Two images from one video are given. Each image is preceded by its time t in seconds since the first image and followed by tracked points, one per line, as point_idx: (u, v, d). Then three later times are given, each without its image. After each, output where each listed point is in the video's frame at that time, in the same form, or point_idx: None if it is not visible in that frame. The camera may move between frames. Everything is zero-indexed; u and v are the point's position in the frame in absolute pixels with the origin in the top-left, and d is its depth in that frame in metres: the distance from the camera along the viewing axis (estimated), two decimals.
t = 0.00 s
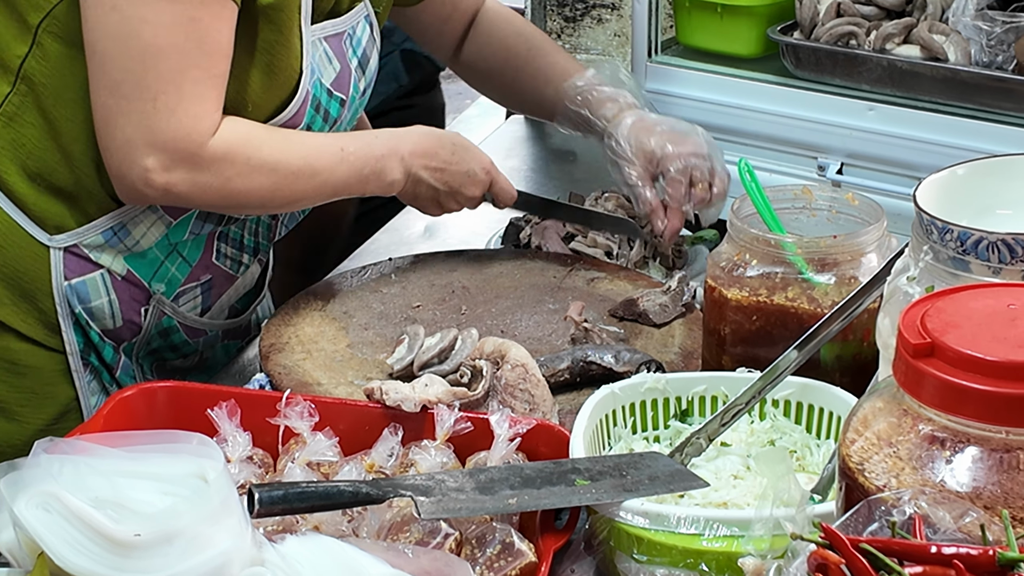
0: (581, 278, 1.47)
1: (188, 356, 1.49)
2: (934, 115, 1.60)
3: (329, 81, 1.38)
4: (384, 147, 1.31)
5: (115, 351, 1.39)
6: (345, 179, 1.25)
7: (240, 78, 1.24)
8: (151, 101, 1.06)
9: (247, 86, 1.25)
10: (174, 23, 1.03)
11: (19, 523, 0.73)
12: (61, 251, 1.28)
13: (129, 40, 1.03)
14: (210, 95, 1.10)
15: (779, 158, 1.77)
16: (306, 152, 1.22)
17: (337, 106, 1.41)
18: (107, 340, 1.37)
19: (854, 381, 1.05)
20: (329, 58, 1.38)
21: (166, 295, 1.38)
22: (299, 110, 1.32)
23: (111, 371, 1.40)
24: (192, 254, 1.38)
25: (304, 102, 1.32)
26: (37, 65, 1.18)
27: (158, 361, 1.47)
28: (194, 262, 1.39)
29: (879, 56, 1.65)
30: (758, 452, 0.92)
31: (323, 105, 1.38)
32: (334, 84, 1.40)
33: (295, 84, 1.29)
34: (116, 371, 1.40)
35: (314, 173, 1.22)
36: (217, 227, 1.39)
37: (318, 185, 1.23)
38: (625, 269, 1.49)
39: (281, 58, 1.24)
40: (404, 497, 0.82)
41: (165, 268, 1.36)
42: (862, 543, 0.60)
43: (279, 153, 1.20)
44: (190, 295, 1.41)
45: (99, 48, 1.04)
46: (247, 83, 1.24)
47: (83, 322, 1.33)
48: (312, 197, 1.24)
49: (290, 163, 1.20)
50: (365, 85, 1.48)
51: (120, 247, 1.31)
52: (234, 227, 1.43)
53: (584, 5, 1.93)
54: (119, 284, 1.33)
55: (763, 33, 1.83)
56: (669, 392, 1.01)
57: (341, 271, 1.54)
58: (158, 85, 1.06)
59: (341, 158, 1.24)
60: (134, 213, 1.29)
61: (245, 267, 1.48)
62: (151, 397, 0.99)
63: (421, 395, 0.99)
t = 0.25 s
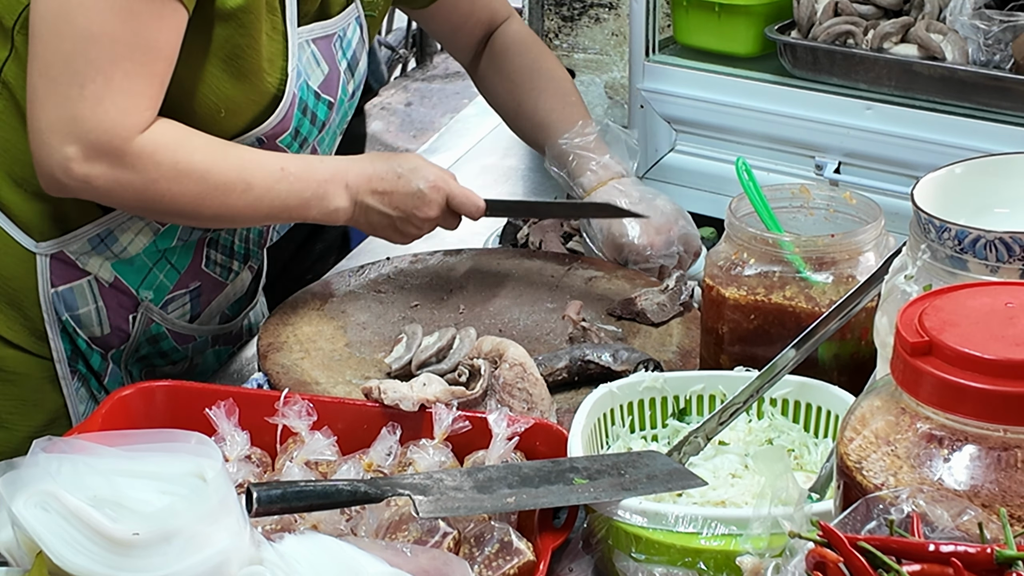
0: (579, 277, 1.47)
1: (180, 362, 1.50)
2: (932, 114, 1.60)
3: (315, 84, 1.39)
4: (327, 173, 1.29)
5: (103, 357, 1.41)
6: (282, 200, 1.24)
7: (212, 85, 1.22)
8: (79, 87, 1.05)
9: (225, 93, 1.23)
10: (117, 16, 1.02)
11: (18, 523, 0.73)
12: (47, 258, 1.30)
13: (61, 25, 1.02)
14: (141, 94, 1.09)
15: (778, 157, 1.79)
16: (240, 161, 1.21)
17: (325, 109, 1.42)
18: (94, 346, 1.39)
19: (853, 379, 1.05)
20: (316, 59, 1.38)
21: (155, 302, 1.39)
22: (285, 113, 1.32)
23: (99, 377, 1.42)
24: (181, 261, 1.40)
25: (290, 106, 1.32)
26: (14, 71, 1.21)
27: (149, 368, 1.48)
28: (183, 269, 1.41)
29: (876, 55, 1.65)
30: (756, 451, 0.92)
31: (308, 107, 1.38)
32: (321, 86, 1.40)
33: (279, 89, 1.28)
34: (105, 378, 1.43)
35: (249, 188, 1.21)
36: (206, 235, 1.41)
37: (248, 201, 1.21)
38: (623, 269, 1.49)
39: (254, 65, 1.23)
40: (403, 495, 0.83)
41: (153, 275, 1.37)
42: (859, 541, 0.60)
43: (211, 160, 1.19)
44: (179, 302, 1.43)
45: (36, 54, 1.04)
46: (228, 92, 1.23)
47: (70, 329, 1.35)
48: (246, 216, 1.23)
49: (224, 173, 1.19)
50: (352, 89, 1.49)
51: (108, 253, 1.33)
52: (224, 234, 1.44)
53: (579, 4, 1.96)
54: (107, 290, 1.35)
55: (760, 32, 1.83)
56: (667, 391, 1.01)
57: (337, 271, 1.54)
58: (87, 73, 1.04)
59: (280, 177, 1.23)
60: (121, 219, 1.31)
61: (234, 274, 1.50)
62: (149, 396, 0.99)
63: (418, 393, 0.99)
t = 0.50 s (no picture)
0: (578, 276, 1.47)
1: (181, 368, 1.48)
2: (930, 113, 1.60)
3: (314, 83, 1.37)
4: (298, 182, 1.25)
5: (105, 362, 1.40)
6: (258, 208, 1.20)
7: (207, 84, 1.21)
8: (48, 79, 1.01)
9: (222, 91, 1.22)
10: (95, 11, 0.99)
11: (18, 521, 0.73)
12: (48, 261, 1.29)
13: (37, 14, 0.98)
14: (111, 92, 1.05)
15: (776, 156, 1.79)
16: (214, 165, 1.17)
17: (324, 107, 1.41)
18: (95, 352, 1.38)
19: (851, 378, 1.05)
20: (315, 59, 1.37)
21: (156, 307, 1.38)
22: (285, 114, 1.30)
23: (100, 383, 1.42)
24: (183, 266, 1.38)
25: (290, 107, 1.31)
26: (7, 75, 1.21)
27: (149, 373, 1.46)
28: (185, 274, 1.39)
29: (874, 54, 1.65)
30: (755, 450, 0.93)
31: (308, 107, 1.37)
32: (320, 86, 1.39)
33: (279, 89, 1.26)
34: (105, 383, 1.42)
35: (220, 193, 1.17)
36: (207, 239, 1.39)
37: (224, 209, 1.18)
38: (622, 268, 1.49)
39: (251, 67, 1.21)
40: (403, 494, 0.83)
41: (155, 280, 1.36)
42: (859, 539, 0.60)
43: (182, 162, 1.15)
44: (180, 306, 1.41)
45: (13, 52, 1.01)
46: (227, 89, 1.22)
47: (71, 334, 1.35)
48: (216, 222, 1.19)
49: (194, 174, 1.15)
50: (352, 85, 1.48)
51: (109, 257, 1.31)
52: (225, 238, 1.42)
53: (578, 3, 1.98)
54: (108, 295, 1.34)
55: (758, 31, 1.83)
56: (666, 389, 1.01)
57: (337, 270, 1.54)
58: (58, 65, 1.00)
59: (252, 183, 1.20)
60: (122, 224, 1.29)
61: (236, 278, 1.48)
62: (148, 395, 0.99)
63: (417, 392, 0.99)
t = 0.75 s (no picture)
0: (578, 275, 1.47)
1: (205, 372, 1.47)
2: (930, 113, 1.60)
3: (331, 78, 1.35)
4: (276, 191, 1.18)
5: (132, 368, 1.40)
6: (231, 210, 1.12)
7: (219, 77, 1.19)
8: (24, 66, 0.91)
9: (233, 85, 1.20)
10: None
11: (19, 519, 0.73)
12: (73, 268, 1.29)
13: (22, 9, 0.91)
14: (91, 82, 0.97)
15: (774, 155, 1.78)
16: (187, 165, 1.09)
17: (342, 102, 1.39)
18: (122, 358, 1.38)
19: (851, 377, 1.05)
20: (329, 55, 1.35)
21: (182, 310, 1.37)
22: (306, 113, 1.29)
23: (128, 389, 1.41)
24: (207, 268, 1.37)
25: (311, 105, 1.30)
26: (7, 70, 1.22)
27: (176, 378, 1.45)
28: (210, 276, 1.37)
29: (874, 54, 1.65)
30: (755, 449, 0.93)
31: (327, 104, 1.35)
32: (337, 81, 1.37)
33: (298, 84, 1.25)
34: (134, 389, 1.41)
35: (195, 193, 1.09)
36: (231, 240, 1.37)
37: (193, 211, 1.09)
38: (621, 267, 1.49)
39: (268, 60, 1.20)
40: (403, 493, 0.83)
41: (180, 284, 1.35)
42: (861, 539, 0.60)
43: (158, 159, 1.07)
44: (206, 309, 1.40)
45: None
46: (239, 84, 1.20)
47: (98, 340, 1.35)
48: (191, 225, 1.10)
49: (169, 172, 1.07)
50: (366, 79, 1.46)
51: (134, 263, 1.31)
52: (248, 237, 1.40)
53: None
54: (133, 299, 1.33)
55: (758, 31, 1.83)
56: (666, 389, 1.01)
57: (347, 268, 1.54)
58: (36, 50, 0.91)
59: (228, 187, 1.12)
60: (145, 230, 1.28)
61: (260, 279, 1.46)
62: (149, 395, 0.99)
63: (417, 392, 0.99)
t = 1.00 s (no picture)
0: (579, 275, 1.47)
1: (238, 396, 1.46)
2: (931, 112, 1.60)
3: (372, 80, 1.32)
4: (291, 197, 1.17)
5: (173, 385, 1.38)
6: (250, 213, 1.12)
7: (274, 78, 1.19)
8: (49, 53, 0.96)
9: (282, 83, 1.19)
10: None
11: (23, 519, 0.73)
12: (124, 280, 1.29)
13: None
14: (114, 76, 1.00)
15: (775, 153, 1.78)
16: (208, 169, 1.11)
17: (381, 103, 1.36)
18: (165, 373, 1.36)
19: (853, 377, 1.05)
20: (372, 55, 1.32)
21: (228, 326, 1.37)
22: (348, 112, 1.28)
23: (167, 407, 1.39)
24: (255, 284, 1.37)
25: (350, 106, 1.28)
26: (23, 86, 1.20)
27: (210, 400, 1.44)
28: (256, 291, 1.38)
29: (875, 53, 1.65)
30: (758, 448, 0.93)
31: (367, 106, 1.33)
32: (377, 82, 1.34)
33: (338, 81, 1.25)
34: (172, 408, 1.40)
35: (214, 195, 1.10)
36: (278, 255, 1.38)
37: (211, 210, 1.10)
38: (623, 267, 1.49)
39: (315, 54, 1.19)
40: (406, 493, 0.83)
41: (229, 299, 1.35)
42: (865, 537, 0.60)
43: (176, 158, 1.08)
44: (250, 325, 1.40)
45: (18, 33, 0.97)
46: (288, 81, 1.20)
47: (143, 352, 1.34)
48: (205, 226, 1.10)
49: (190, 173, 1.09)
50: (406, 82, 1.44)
51: (185, 278, 1.30)
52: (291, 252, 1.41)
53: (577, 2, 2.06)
54: (182, 313, 1.33)
55: (758, 31, 1.84)
56: (668, 388, 1.01)
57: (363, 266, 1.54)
58: (63, 37, 0.95)
59: (245, 191, 1.12)
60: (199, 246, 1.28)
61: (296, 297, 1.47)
62: (151, 395, 0.99)
63: (420, 391, 0.99)
